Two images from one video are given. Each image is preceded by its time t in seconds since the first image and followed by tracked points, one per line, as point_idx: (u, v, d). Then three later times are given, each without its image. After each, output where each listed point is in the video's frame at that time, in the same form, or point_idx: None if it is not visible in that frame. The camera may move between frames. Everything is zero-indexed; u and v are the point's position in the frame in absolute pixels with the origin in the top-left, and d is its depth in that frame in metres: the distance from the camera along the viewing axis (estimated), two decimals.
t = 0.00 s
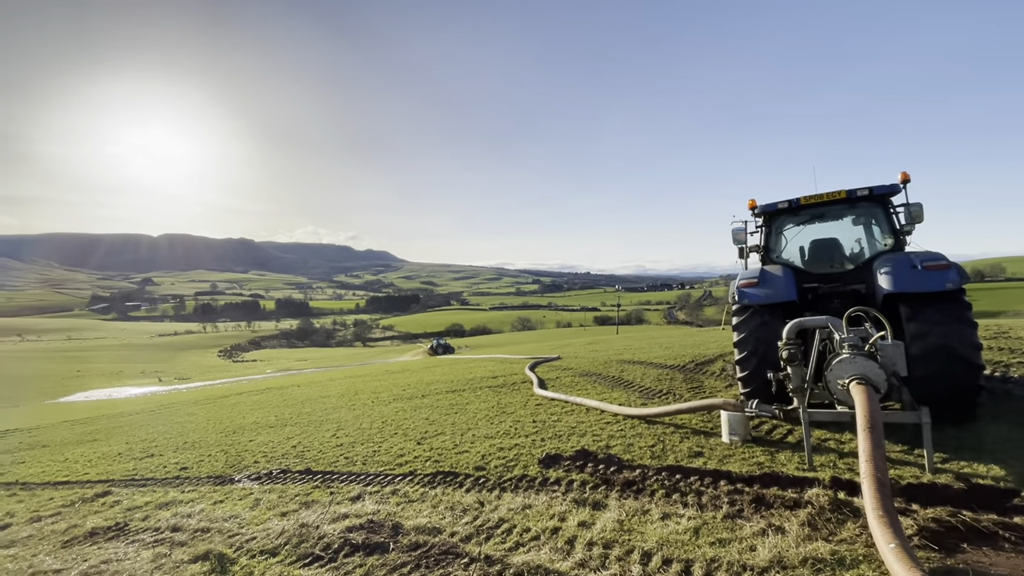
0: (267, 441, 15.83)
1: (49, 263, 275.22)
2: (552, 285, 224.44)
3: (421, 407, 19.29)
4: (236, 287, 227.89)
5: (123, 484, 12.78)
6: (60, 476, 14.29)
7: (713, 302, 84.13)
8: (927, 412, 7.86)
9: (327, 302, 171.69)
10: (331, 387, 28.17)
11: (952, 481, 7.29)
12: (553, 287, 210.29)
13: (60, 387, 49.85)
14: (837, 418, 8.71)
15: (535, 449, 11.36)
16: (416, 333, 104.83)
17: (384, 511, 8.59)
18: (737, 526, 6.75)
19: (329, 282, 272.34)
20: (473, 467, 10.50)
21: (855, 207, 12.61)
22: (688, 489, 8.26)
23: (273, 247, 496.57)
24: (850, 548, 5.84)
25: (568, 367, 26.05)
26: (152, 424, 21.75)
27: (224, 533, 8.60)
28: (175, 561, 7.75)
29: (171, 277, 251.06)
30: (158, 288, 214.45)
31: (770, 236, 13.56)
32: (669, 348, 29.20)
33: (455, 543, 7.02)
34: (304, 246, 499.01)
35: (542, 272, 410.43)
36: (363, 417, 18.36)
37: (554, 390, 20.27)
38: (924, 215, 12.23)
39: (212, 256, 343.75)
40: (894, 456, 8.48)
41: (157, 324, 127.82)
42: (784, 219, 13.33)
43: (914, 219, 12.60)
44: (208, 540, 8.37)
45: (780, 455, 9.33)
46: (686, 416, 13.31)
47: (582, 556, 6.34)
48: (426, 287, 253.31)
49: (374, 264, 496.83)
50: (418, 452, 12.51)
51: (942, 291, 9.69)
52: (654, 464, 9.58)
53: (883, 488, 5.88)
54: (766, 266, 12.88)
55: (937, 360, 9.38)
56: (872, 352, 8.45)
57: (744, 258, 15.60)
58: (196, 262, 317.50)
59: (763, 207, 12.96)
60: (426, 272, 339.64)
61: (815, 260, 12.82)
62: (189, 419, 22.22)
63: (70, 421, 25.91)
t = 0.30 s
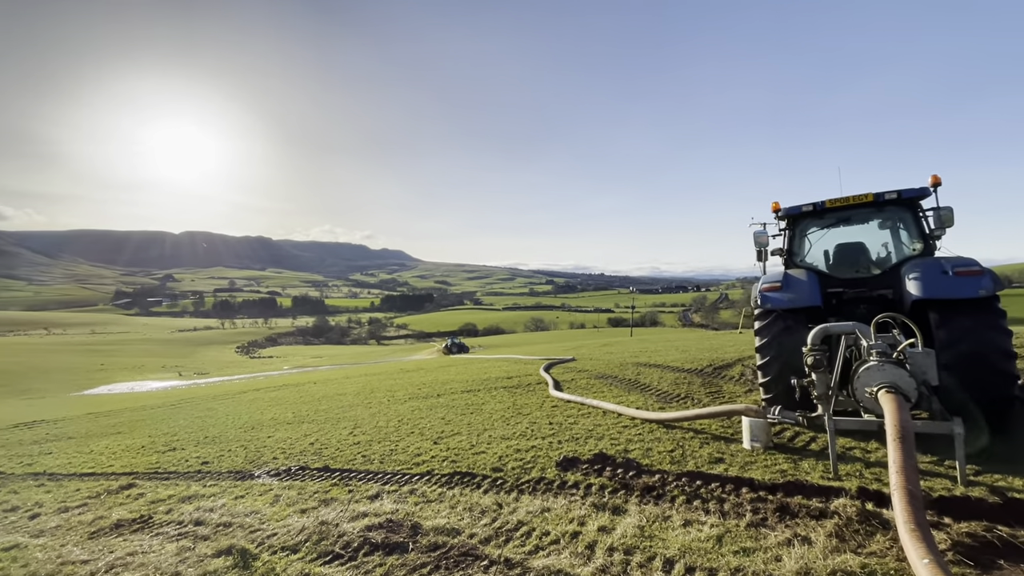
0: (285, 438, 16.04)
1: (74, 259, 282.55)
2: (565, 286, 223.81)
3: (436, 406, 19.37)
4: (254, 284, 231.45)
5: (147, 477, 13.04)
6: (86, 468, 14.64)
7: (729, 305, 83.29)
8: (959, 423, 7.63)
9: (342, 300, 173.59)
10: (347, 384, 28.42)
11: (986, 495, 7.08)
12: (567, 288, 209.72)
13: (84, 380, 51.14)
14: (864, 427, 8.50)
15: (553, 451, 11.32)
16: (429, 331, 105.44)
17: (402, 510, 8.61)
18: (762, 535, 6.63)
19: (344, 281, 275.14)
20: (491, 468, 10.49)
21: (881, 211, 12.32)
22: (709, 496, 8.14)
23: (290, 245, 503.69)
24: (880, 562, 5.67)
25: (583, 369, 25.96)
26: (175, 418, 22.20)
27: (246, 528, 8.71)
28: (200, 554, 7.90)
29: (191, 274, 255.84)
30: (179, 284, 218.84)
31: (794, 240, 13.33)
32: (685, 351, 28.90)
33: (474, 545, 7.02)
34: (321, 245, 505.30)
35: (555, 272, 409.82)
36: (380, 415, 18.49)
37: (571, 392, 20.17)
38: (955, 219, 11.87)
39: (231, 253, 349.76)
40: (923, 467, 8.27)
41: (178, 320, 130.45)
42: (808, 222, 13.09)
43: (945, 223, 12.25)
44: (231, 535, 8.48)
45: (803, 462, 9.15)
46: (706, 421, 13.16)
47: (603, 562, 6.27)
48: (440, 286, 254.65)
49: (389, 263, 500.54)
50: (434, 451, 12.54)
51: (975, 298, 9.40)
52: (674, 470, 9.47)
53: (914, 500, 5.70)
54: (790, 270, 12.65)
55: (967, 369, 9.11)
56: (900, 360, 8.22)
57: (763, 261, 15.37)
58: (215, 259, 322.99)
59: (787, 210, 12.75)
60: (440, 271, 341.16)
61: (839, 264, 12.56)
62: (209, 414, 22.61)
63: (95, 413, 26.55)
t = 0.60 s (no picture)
0: (309, 432, 16.30)
1: (109, 254, 292.67)
2: (585, 286, 222.57)
3: (457, 404, 19.42)
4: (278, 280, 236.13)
5: (178, 467, 13.41)
6: (119, 456, 15.13)
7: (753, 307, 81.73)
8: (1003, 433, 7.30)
9: (363, 297, 175.80)
10: (369, 380, 28.76)
11: None
12: (586, 288, 208.55)
13: (116, 371, 52.89)
14: (900, 435, 8.20)
15: (575, 452, 11.24)
16: (448, 329, 106.07)
17: (425, 506, 8.66)
18: (793, 543, 6.46)
19: (366, 278, 278.72)
20: (512, 467, 10.49)
21: (919, 212, 11.89)
22: (736, 502, 7.97)
23: (313, 242, 512.46)
24: None
25: (604, 370, 25.77)
26: (203, 410, 22.76)
27: (272, 520, 8.87)
28: (229, 544, 8.08)
29: (218, 270, 262.40)
30: (206, 279, 224.79)
31: (825, 241, 12.98)
32: (708, 353, 28.44)
33: (497, 544, 7.01)
34: (343, 242, 512.91)
35: (574, 272, 408.02)
36: (402, 412, 18.65)
37: (592, 392, 20.02)
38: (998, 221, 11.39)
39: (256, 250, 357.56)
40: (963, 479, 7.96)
41: (205, 314, 133.95)
42: (840, 223, 12.73)
43: (986, 224, 11.76)
44: (259, 526, 8.65)
45: (834, 470, 8.89)
46: (731, 425, 12.93)
47: (628, 566, 6.19)
48: (459, 284, 255.84)
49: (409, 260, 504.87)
50: (456, 449, 12.59)
51: (1020, 303, 8.99)
52: (699, 474, 9.31)
53: (958, 512, 5.45)
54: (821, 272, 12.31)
55: (1011, 377, 8.73)
56: (940, 367, 7.89)
57: (788, 261, 15.03)
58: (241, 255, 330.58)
59: (818, 211, 12.43)
60: (460, 270, 343.04)
61: (873, 267, 12.15)
62: (236, 407, 23.11)
63: (127, 403, 27.44)
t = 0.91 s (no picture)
0: (337, 426, 16.58)
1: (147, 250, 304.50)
2: (609, 286, 220.75)
3: (482, 402, 19.49)
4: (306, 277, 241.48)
5: (213, 457, 13.83)
6: (158, 445, 15.70)
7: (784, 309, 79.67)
8: None
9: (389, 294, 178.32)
10: (394, 376, 29.11)
11: None
12: (610, 287, 206.88)
13: (154, 363, 54.97)
14: (946, 445, 7.82)
15: (601, 453, 11.14)
16: (472, 327, 106.68)
17: (452, 503, 8.72)
18: (831, 555, 6.24)
19: (391, 276, 282.69)
20: (538, 467, 10.47)
21: (967, 212, 11.33)
22: (770, 510, 7.76)
23: (341, 239, 522.26)
24: None
25: (630, 371, 25.50)
26: (235, 402, 23.41)
27: (303, 512, 9.06)
28: (263, 535, 8.30)
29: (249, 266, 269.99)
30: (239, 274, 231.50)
31: (864, 242, 12.42)
32: (737, 356, 27.82)
33: (525, 544, 6.99)
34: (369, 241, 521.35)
35: (598, 271, 404.85)
36: (427, 408, 18.81)
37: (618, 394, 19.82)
38: None
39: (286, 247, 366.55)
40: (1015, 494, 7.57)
41: (237, 309, 138.14)
42: (880, 223, 12.17)
43: None
44: (291, 517, 8.85)
45: (873, 480, 8.57)
46: (763, 430, 12.63)
47: (659, 571, 6.09)
48: (483, 282, 257.08)
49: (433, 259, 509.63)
50: (481, 447, 12.62)
51: None
52: (731, 479, 9.10)
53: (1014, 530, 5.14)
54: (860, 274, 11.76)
55: None
56: (991, 375, 7.48)
57: (822, 263, 14.54)
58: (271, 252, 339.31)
59: (858, 210, 11.94)
60: (483, 268, 344.78)
61: (917, 269, 11.53)
62: (266, 400, 23.69)
63: (165, 394, 28.53)
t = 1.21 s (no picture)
0: (368, 421, 16.90)
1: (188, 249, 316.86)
2: (637, 286, 217.70)
3: (510, 400, 19.53)
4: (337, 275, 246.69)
5: (250, 448, 14.28)
6: (198, 436, 16.32)
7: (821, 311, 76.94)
8: None
9: (418, 292, 180.57)
10: (423, 373, 29.46)
11: None
12: (639, 287, 204.08)
13: (193, 356, 57.08)
14: (1001, 455, 7.39)
15: (631, 455, 11.00)
16: (499, 326, 106.93)
17: (481, 501, 8.77)
18: (876, 567, 5.98)
19: (419, 275, 286.04)
20: (568, 466, 10.41)
21: None
22: (809, 518, 7.49)
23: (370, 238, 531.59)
24: None
25: (659, 372, 25.10)
26: (270, 396, 24.11)
27: (337, 505, 9.26)
28: (298, 525, 8.53)
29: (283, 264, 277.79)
30: (273, 272, 238.46)
31: (912, 241, 11.92)
32: (772, 358, 27.08)
33: (555, 544, 6.97)
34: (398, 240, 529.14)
35: (626, 271, 400.07)
36: (456, 405, 18.95)
37: (647, 394, 19.54)
38: None
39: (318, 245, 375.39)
40: None
41: (271, 305, 142.22)
42: (930, 221, 11.60)
43: None
44: (324, 510, 9.06)
45: (920, 490, 8.18)
46: (801, 435, 12.25)
47: None
48: (510, 281, 257.38)
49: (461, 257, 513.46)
50: (510, 445, 12.63)
51: None
52: (767, 485, 8.84)
53: None
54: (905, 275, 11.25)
55: None
56: None
57: (863, 262, 13.99)
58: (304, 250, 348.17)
59: (903, 208, 11.44)
60: (510, 268, 345.32)
61: (969, 269, 10.90)
62: (299, 394, 24.30)
63: (204, 387, 29.63)
